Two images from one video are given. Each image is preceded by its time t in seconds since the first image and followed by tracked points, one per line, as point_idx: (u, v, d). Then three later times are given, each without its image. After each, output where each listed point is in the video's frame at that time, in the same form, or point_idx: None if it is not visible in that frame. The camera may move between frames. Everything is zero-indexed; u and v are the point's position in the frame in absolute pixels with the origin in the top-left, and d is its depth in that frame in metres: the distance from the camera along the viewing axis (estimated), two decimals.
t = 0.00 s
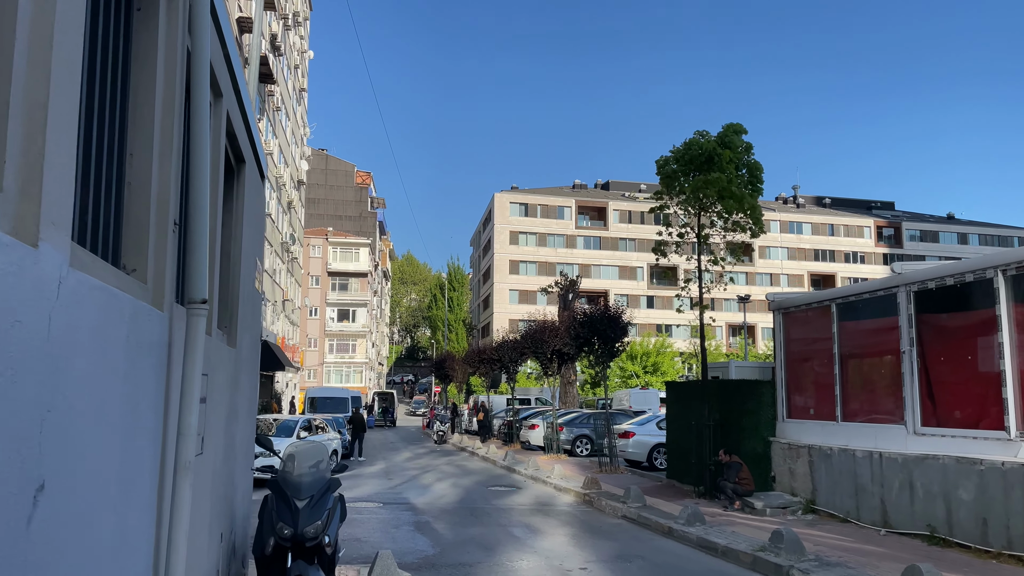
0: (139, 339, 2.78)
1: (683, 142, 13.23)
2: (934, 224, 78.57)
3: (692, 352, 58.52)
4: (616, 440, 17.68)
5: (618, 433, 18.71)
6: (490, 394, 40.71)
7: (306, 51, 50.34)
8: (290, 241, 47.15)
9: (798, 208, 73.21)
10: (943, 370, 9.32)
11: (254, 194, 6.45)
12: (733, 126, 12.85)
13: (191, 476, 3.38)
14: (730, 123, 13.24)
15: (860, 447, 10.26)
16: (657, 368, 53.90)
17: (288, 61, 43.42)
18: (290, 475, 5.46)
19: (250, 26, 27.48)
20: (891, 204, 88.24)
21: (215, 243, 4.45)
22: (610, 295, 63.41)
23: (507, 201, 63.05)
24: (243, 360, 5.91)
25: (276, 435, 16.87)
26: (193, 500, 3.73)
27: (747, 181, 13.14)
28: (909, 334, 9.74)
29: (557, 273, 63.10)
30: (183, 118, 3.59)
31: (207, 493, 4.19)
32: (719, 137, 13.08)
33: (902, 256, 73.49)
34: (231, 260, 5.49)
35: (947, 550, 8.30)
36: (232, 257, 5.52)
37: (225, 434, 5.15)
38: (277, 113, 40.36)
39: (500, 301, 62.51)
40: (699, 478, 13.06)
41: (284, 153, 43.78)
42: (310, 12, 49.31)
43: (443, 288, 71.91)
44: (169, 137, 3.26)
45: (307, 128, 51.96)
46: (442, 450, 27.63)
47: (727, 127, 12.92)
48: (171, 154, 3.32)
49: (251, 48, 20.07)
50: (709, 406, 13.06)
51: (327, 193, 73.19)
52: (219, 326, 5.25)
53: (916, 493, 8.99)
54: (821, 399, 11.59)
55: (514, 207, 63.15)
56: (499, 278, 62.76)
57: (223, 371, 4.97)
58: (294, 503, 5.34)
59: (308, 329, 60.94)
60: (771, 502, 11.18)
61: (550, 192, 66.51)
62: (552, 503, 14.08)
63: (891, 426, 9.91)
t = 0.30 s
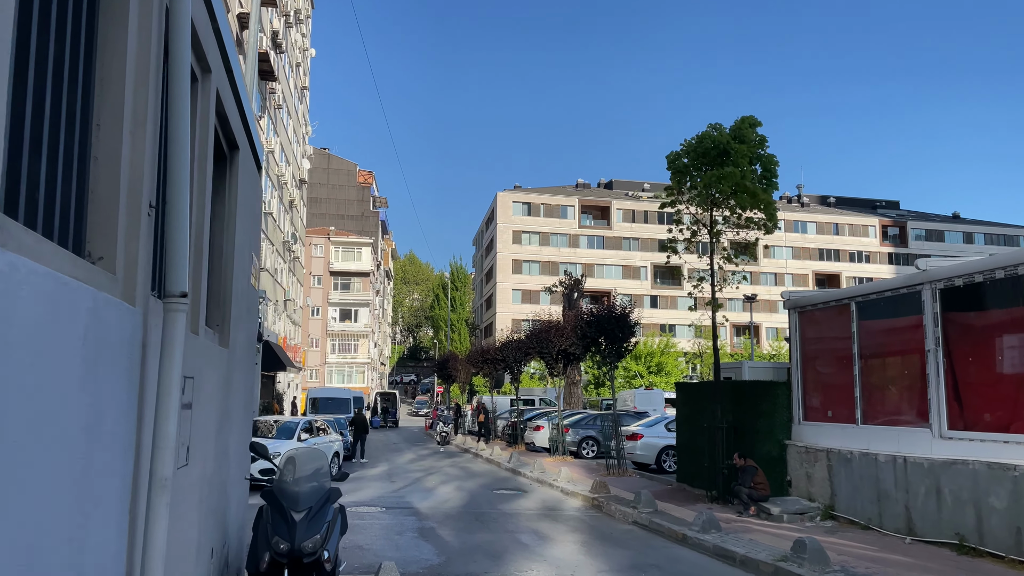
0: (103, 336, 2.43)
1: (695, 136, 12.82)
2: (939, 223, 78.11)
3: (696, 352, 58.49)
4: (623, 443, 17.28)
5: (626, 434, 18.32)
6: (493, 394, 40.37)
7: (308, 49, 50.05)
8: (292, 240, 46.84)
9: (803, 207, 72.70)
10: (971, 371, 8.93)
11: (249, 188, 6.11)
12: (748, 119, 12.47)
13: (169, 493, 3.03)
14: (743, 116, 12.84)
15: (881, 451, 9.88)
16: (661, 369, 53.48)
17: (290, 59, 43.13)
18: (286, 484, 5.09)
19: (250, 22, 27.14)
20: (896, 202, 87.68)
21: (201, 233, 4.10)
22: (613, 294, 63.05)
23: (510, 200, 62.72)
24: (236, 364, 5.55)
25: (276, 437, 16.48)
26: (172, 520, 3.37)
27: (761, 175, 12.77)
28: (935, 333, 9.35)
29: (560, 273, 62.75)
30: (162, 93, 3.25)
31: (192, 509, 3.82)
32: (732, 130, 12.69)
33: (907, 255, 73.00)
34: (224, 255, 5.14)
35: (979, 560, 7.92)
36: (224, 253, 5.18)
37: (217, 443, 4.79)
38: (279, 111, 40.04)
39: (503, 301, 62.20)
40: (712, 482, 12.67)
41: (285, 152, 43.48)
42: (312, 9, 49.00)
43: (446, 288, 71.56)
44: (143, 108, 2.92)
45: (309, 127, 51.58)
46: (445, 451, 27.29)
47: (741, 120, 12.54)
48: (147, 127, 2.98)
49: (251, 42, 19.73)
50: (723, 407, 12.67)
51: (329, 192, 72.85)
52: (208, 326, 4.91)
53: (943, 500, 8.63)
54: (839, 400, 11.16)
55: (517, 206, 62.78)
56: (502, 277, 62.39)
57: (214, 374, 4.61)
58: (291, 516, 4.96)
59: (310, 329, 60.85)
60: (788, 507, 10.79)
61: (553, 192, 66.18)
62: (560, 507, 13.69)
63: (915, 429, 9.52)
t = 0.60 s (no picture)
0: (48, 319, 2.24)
1: (705, 127, 12.45)
2: (942, 221, 77.68)
3: (699, 351, 58.14)
4: (630, 443, 16.91)
5: (632, 434, 17.94)
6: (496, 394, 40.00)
7: (308, 46, 49.71)
8: (292, 239, 46.45)
9: (806, 206, 72.24)
10: (996, 369, 8.57)
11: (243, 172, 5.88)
12: (759, 110, 12.06)
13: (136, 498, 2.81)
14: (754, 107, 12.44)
15: (902, 451, 9.51)
16: (664, 369, 53.08)
17: (290, 56, 42.77)
18: (277, 488, 4.70)
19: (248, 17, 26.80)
20: (899, 201, 87.24)
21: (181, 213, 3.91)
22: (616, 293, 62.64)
23: (511, 199, 62.35)
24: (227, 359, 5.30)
25: (275, 437, 16.12)
26: (148, 530, 3.14)
27: (773, 168, 12.40)
28: (958, 329, 8.98)
29: (563, 272, 62.35)
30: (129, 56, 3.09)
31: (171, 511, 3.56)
32: (744, 121, 12.30)
33: (911, 254, 72.54)
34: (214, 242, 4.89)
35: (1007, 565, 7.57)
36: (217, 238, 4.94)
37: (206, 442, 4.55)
38: (279, 108, 39.69)
39: (505, 300, 61.80)
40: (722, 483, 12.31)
41: (285, 150, 43.08)
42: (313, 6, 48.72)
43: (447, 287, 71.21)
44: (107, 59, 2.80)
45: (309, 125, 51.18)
46: (448, 451, 26.93)
47: (752, 111, 12.15)
48: (111, 85, 2.87)
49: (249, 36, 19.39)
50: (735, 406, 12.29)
51: (330, 192, 72.52)
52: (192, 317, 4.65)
53: (969, 502, 8.30)
54: (856, 397, 10.77)
55: (519, 205, 62.38)
56: (504, 277, 62.03)
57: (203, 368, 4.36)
58: (285, 522, 4.60)
59: (311, 329, 60.52)
60: (802, 510, 10.44)
61: (555, 191, 65.81)
62: (566, 508, 13.34)
63: (937, 429, 9.16)
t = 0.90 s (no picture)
0: None
1: (716, 121, 12.05)
2: (946, 221, 77.22)
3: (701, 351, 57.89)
4: (636, 444, 16.57)
5: (638, 435, 17.58)
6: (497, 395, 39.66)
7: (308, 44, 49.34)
8: (292, 238, 46.06)
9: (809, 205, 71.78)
10: None
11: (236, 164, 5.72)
12: (772, 102, 11.68)
13: (90, 523, 2.66)
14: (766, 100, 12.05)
15: (923, 455, 9.15)
16: (667, 369, 52.80)
17: (290, 54, 42.35)
18: (269, 494, 4.37)
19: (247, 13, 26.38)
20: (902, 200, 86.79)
21: (155, 201, 3.75)
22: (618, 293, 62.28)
23: (513, 198, 62.00)
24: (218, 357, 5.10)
25: (274, 438, 15.76)
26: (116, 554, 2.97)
27: (786, 161, 12.04)
28: (983, 328, 8.62)
29: (564, 272, 61.97)
30: (82, 20, 2.94)
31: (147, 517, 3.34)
32: (756, 114, 11.92)
33: (914, 254, 72.13)
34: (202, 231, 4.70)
35: None
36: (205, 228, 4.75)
37: (194, 444, 4.34)
38: (280, 106, 39.28)
39: (507, 300, 61.43)
40: (733, 487, 11.96)
41: (286, 148, 42.69)
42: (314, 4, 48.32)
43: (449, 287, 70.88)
44: (55, 22, 2.63)
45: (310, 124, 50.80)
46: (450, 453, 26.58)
47: (765, 102, 11.76)
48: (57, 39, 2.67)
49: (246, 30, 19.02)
50: (746, 407, 11.92)
51: (331, 191, 72.19)
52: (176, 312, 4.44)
53: (996, 510, 7.96)
54: (873, 399, 10.43)
55: (521, 204, 61.99)
56: (506, 276, 61.69)
57: (190, 367, 4.15)
58: (277, 537, 4.26)
59: (312, 328, 60.30)
60: (818, 516, 10.07)
61: (557, 190, 65.43)
62: (572, 512, 13.00)
63: (960, 432, 8.80)
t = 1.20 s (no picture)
0: None
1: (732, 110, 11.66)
2: (949, 221, 76.82)
3: (705, 350, 57.63)
4: (643, 444, 16.18)
5: (645, 435, 17.21)
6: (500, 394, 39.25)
7: (309, 41, 48.92)
8: (292, 236, 45.65)
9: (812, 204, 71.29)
10: None
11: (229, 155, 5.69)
12: (790, 93, 11.29)
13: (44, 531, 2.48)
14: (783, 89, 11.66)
15: (948, 456, 8.79)
16: (670, 368, 52.42)
17: (290, 51, 41.94)
18: (265, 498, 4.01)
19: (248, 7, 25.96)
20: (905, 199, 86.30)
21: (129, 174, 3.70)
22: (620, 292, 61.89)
23: (515, 197, 61.57)
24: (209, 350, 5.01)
25: (273, 438, 15.41)
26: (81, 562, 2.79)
27: (802, 153, 11.70)
28: (1013, 323, 8.26)
29: (567, 271, 61.57)
30: None
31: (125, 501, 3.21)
32: (773, 104, 11.54)
33: (918, 253, 71.64)
34: (188, 216, 4.67)
35: None
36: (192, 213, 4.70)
37: (180, 435, 4.22)
38: (280, 102, 38.84)
39: (508, 299, 61.00)
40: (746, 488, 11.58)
41: (286, 146, 42.28)
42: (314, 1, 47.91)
43: (449, 286, 70.53)
44: None
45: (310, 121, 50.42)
46: (452, 453, 26.23)
47: (784, 92, 11.38)
48: None
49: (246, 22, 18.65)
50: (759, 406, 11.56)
51: (332, 190, 71.87)
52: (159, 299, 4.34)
53: None
54: (892, 397, 10.06)
55: (522, 203, 61.58)
56: (507, 275, 61.31)
57: (173, 353, 4.04)
58: (273, 546, 3.90)
59: (312, 328, 59.92)
60: (837, 519, 9.71)
61: (559, 189, 65.00)
62: (579, 514, 12.65)
63: (986, 431, 8.45)
